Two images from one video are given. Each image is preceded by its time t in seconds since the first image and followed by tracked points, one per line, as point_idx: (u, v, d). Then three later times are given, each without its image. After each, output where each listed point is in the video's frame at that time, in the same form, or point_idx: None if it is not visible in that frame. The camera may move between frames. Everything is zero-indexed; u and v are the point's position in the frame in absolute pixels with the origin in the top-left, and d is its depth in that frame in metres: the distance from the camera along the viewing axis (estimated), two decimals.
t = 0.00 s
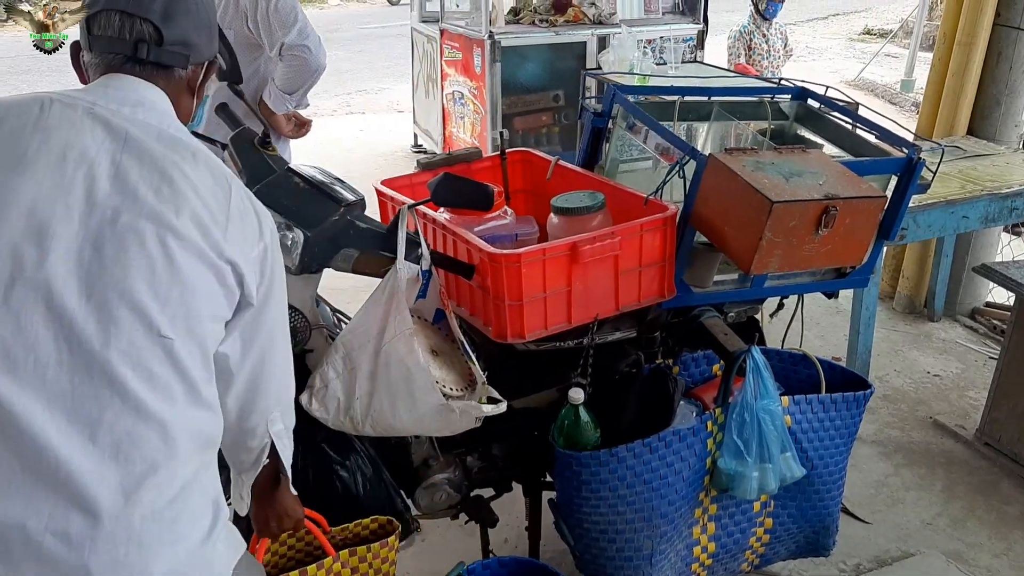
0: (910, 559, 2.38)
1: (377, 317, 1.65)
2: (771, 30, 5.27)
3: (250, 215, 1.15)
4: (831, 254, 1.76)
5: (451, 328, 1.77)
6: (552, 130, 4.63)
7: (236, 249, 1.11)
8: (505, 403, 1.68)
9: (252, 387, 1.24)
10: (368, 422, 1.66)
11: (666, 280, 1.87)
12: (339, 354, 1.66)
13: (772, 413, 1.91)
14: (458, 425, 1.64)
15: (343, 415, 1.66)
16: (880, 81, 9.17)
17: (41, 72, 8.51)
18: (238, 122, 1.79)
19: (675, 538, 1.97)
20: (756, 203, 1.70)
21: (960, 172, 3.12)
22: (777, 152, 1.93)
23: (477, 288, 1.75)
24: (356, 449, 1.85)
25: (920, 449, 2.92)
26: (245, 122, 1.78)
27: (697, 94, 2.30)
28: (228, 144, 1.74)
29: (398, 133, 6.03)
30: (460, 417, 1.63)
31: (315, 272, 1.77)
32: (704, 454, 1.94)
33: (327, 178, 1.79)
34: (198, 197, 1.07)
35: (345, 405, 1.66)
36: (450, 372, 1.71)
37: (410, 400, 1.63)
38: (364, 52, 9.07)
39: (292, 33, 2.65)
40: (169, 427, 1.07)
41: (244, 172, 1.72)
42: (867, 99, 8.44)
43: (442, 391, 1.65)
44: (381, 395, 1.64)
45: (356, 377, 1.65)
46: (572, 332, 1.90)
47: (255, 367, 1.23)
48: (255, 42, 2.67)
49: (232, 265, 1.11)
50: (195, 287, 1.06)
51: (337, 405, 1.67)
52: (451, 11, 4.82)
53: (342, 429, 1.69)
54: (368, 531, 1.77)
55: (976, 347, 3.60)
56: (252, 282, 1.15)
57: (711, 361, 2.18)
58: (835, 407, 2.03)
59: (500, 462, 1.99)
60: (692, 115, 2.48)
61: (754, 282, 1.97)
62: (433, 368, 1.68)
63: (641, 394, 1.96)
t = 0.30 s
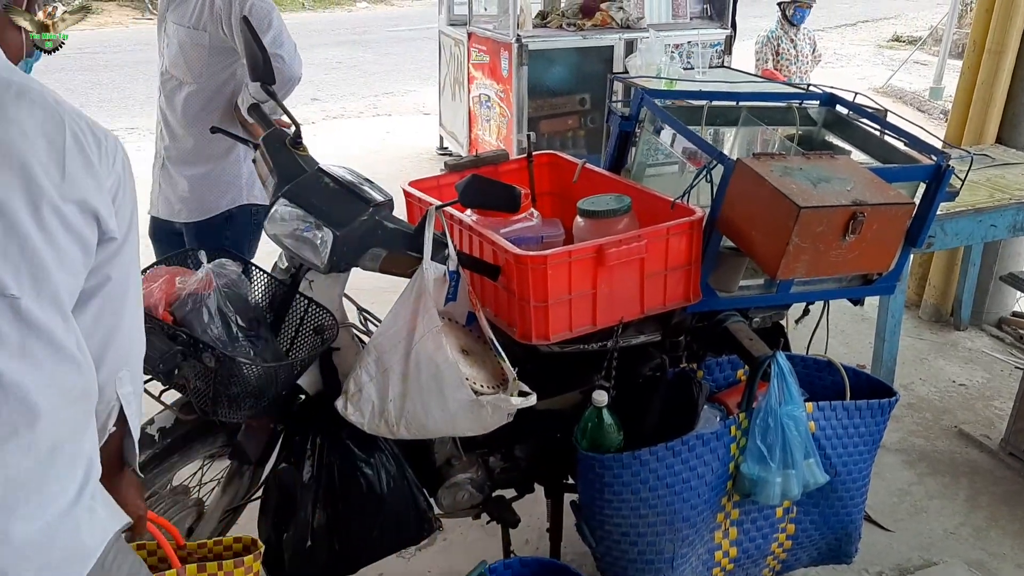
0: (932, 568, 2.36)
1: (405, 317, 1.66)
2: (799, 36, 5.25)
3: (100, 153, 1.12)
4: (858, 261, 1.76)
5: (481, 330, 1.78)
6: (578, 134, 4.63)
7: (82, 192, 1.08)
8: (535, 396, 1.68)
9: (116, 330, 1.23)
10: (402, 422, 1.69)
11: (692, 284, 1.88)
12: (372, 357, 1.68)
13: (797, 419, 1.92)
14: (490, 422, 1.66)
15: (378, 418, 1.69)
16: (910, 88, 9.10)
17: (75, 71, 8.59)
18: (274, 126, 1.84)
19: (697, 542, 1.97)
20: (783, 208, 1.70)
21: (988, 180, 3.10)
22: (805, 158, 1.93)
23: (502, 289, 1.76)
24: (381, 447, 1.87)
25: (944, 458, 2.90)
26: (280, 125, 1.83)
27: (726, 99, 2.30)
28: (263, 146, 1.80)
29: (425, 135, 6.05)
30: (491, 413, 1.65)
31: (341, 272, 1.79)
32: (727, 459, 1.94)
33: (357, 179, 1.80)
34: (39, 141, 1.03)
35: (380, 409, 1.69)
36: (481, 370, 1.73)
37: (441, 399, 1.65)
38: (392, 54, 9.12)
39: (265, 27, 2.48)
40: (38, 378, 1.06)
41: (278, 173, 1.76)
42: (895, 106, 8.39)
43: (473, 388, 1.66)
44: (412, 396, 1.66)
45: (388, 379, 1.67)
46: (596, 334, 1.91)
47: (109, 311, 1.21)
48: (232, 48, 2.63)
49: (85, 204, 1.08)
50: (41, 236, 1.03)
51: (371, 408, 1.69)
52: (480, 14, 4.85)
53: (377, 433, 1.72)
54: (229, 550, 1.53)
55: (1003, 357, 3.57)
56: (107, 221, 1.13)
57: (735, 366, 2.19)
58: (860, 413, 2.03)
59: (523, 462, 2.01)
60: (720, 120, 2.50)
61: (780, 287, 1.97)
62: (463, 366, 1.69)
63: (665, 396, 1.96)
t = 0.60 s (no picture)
0: None
1: (442, 316, 1.68)
2: (840, 41, 5.22)
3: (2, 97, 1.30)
4: (898, 268, 1.75)
5: (516, 330, 1.80)
6: (616, 137, 4.61)
7: None
8: (568, 400, 1.69)
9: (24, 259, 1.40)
10: (434, 418, 1.70)
11: (729, 289, 1.87)
12: (407, 353, 1.70)
13: (832, 426, 1.91)
14: (522, 424, 1.66)
15: (410, 413, 1.71)
16: (953, 96, 8.98)
17: (121, 69, 8.64)
18: (317, 126, 1.87)
19: (729, 547, 1.97)
20: (822, 214, 1.70)
21: None
22: (846, 165, 1.92)
23: (539, 290, 1.77)
24: (416, 444, 1.88)
25: (982, 470, 2.86)
26: (324, 125, 1.86)
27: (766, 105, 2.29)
28: (307, 146, 1.83)
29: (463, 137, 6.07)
30: (523, 415, 1.66)
31: (379, 271, 1.81)
32: (762, 464, 1.93)
33: (397, 179, 1.82)
34: None
35: (411, 404, 1.71)
36: (513, 371, 1.73)
37: (475, 397, 1.66)
38: (432, 57, 9.16)
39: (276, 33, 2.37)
40: None
41: (320, 172, 1.79)
42: (938, 114, 8.29)
43: (506, 390, 1.68)
44: (446, 394, 1.68)
45: (422, 375, 1.69)
46: (632, 337, 1.92)
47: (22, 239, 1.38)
48: (237, 51, 2.47)
49: None
50: None
51: (404, 402, 1.71)
52: (520, 18, 4.88)
53: (409, 427, 1.73)
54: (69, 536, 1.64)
55: None
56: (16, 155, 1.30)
57: (772, 372, 2.13)
58: (896, 422, 2.01)
59: (556, 464, 2.01)
60: (759, 126, 2.50)
61: (818, 293, 1.95)
62: (497, 367, 1.71)
63: (700, 401, 1.96)
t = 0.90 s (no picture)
0: None
1: (519, 353, 1.69)
2: (927, 86, 5.15)
3: (98, 120, 1.39)
4: (986, 320, 1.72)
5: (590, 369, 1.79)
6: (695, 180, 4.60)
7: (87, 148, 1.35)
8: (638, 450, 1.71)
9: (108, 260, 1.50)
10: (504, 452, 1.71)
11: (811, 335, 1.86)
12: (481, 386, 1.71)
13: (916, 479, 1.87)
14: (591, 466, 1.68)
15: (481, 444, 1.71)
16: None
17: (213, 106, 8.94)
18: (406, 166, 1.92)
19: None
20: (908, 262, 1.68)
21: None
22: (934, 213, 1.90)
23: (618, 331, 1.78)
24: (491, 480, 1.90)
25: None
26: (412, 166, 1.91)
27: (851, 151, 2.28)
28: (395, 185, 1.88)
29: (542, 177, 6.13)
30: (592, 459, 1.68)
31: (461, 308, 1.84)
32: (841, 515, 1.90)
33: (481, 218, 1.85)
34: (40, 116, 1.30)
35: (483, 436, 1.71)
36: (586, 414, 1.75)
37: (546, 436, 1.67)
38: (513, 98, 9.29)
39: (313, 76, 2.40)
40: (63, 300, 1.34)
41: (406, 210, 1.84)
42: None
43: (577, 432, 1.69)
44: (519, 429, 1.68)
45: (496, 409, 1.70)
46: (711, 381, 1.91)
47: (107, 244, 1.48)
48: (268, 90, 2.44)
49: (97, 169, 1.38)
50: (55, 191, 1.31)
51: (476, 434, 1.71)
52: (601, 61, 4.93)
53: (478, 459, 1.73)
54: None
55: None
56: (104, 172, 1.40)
57: (853, 423, 2.19)
58: (983, 477, 1.96)
59: (630, 507, 2.01)
60: (843, 172, 2.51)
61: (902, 343, 1.90)
62: (570, 409, 1.72)
63: (779, 448, 1.94)
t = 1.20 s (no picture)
0: None
1: (607, 408, 1.70)
2: None
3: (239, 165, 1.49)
4: None
5: (680, 427, 1.78)
6: (785, 236, 4.53)
7: (226, 191, 1.45)
8: (733, 504, 1.67)
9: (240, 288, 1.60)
10: (595, 512, 1.70)
11: (906, 401, 1.81)
12: (570, 443, 1.71)
13: (1015, 553, 1.82)
14: (683, 522, 1.66)
15: (571, 504, 1.70)
16: None
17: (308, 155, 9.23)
18: (497, 220, 1.95)
19: None
20: (1009, 329, 1.65)
21: None
22: None
23: (707, 389, 1.77)
24: (573, 535, 1.87)
25: None
26: (502, 220, 1.94)
27: (947, 213, 2.23)
28: (486, 237, 1.90)
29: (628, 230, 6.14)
30: (686, 514, 1.65)
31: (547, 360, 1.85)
32: None
33: (569, 271, 1.86)
34: (187, 160, 1.40)
35: (573, 494, 1.71)
36: (677, 470, 1.73)
37: (637, 492, 1.67)
38: (600, 151, 9.35)
39: (334, 126, 2.36)
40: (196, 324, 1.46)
41: (497, 262, 1.86)
42: None
43: (670, 488, 1.68)
44: (608, 486, 1.68)
45: (586, 466, 1.70)
46: (801, 444, 1.89)
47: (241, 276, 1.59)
48: (294, 138, 2.43)
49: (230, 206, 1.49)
50: (197, 227, 1.42)
51: (565, 492, 1.71)
52: (691, 117, 4.95)
53: (568, 519, 1.72)
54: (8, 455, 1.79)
55: None
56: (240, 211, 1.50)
57: (949, 492, 2.15)
58: None
59: (714, 568, 1.96)
60: (941, 234, 2.47)
61: (1002, 411, 1.87)
62: (661, 465, 1.71)
63: (871, 514, 1.90)
